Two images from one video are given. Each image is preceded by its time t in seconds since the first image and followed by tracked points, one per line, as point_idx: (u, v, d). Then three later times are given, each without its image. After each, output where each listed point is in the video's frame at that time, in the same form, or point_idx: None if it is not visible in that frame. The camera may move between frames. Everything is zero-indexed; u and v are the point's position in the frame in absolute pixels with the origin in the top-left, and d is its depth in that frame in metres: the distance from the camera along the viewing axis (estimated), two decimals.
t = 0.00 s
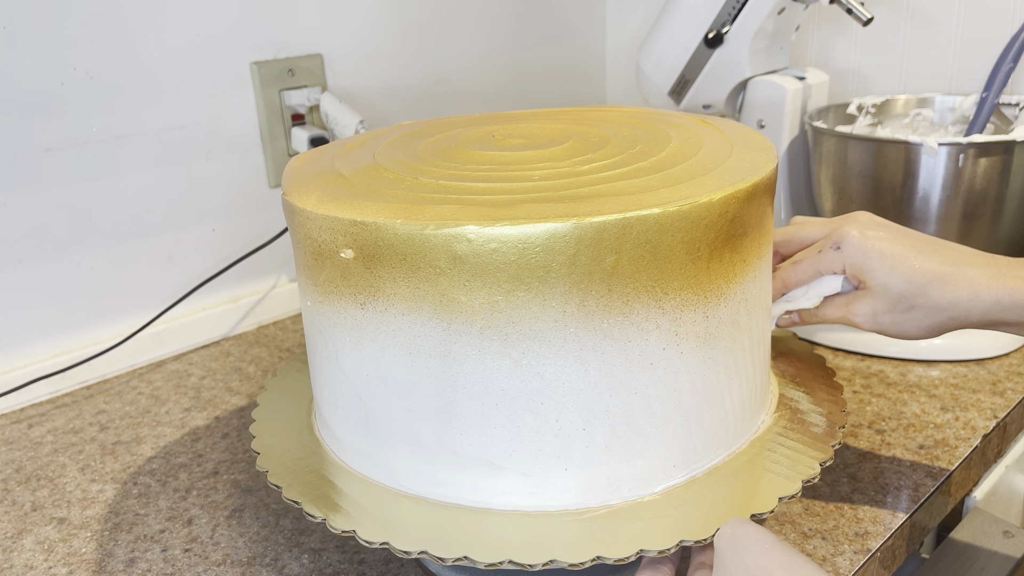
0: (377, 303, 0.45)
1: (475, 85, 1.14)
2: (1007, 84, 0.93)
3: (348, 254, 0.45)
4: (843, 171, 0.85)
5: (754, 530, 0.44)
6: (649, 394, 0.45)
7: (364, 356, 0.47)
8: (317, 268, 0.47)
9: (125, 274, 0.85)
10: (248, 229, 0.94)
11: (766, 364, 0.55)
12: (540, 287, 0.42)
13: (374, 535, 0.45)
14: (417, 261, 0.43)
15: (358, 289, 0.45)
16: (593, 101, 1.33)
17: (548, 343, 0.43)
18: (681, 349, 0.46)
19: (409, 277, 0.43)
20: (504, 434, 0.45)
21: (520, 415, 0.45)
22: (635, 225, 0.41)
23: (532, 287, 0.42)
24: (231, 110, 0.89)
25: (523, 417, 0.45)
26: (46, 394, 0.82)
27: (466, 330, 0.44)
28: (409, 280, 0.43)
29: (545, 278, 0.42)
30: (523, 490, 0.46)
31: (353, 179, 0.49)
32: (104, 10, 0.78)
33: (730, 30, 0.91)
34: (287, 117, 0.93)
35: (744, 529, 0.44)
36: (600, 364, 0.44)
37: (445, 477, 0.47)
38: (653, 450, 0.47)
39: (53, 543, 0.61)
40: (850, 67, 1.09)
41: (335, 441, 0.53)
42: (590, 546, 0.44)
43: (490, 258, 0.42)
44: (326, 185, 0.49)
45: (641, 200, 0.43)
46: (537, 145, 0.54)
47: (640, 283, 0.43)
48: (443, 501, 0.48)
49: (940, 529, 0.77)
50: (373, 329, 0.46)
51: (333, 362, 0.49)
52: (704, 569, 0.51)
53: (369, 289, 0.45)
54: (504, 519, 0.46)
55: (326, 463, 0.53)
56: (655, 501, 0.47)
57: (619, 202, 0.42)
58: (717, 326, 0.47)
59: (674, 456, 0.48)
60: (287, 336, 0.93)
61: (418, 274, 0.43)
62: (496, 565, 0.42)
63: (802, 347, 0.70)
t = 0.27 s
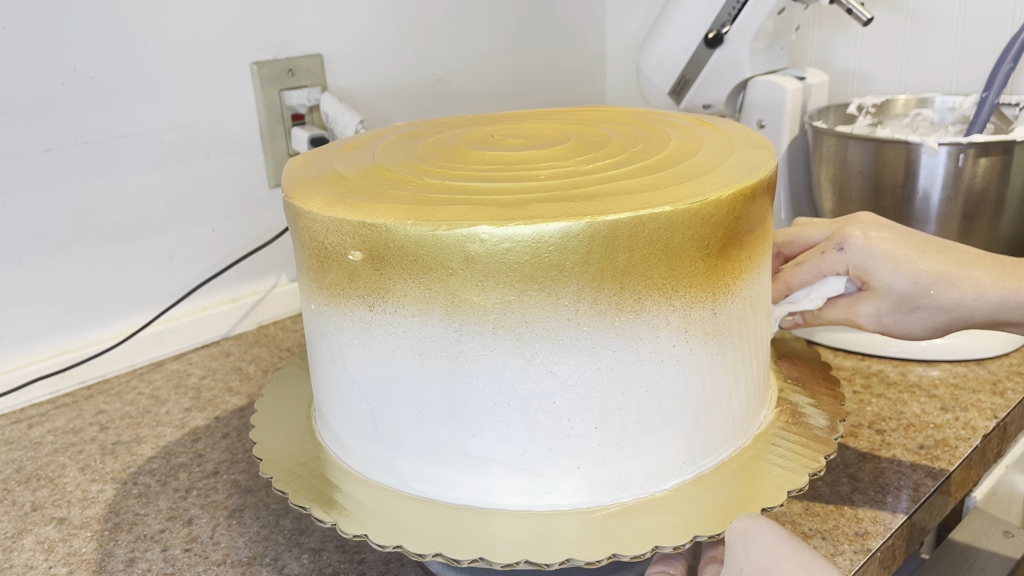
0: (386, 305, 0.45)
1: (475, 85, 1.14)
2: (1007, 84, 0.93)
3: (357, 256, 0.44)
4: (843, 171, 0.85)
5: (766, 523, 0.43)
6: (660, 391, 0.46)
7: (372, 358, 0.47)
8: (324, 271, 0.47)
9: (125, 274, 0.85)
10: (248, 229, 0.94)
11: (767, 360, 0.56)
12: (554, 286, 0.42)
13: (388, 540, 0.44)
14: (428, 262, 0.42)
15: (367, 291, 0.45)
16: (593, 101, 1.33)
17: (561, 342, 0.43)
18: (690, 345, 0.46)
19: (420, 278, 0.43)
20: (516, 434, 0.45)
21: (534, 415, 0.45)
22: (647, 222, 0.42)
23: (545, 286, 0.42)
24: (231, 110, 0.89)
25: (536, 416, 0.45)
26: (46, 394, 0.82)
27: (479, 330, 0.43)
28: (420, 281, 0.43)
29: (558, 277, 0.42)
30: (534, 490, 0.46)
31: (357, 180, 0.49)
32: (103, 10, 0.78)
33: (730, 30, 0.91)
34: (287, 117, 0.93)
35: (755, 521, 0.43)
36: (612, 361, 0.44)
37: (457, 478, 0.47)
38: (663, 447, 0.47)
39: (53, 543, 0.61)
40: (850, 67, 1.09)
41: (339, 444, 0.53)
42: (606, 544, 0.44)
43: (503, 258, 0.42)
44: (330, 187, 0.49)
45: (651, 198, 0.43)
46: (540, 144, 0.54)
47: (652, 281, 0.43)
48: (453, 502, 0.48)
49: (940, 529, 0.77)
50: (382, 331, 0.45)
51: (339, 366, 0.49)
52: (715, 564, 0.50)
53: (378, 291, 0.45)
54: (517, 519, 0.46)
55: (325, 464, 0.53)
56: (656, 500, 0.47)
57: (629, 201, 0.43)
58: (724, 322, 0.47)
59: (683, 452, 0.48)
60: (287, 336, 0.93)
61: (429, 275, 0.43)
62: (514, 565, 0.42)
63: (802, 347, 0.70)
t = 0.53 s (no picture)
0: (397, 307, 0.44)
1: (475, 85, 1.14)
2: (1007, 84, 0.93)
3: (368, 258, 0.44)
4: (843, 171, 0.85)
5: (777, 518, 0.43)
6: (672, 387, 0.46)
7: (383, 361, 0.46)
8: (332, 273, 0.46)
9: (125, 274, 0.85)
10: (248, 229, 0.94)
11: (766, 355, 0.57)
12: (568, 285, 0.42)
13: (403, 544, 0.44)
14: (442, 264, 0.42)
15: (377, 293, 0.45)
16: (593, 101, 1.33)
17: (576, 340, 0.43)
18: (700, 341, 0.47)
19: (433, 279, 0.43)
20: (530, 434, 0.45)
21: (548, 415, 0.45)
22: (660, 220, 0.42)
23: (559, 285, 0.42)
24: (231, 110, 0.89)
25: (550, 416, 0.45)
26: (46, 394, 0.82)
27: (493, 330, 0.43)
28: (434, 282, 0.43)
29: (571, 276, 0.42)
30: (546, 489, 0.46)
31: (363, 181, 0.49)
32: (103, 9, 0.78)
33: (730, 30, 0.91)
34: (287, 117, 0.93)
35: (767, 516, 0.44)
36: (626, 359, 0.44)
37: (469, 479, 0.47)
38: (673, 443, 0.47)
39: (53, 543, 0.61)
40: (850, 67, 1.09)
41: (343, 448, 0.52)
42: (622, 543, 0.44)
43: (517, 258, 0.41)
44: (334, 189, 0.48)
45: (662, 197, 0.43)
46: (541, 144, 0.54)
47: (664, 278, 0.44)
48: (464, 504, 0.47)
49: (940, 529, 0.77)
50: (393, 333, 0.45)
51: (347, 370, 0.48)
52: (726, 556, 0.50)
53: (389, 293, 0.44)
54: (530, 519, 0.46)
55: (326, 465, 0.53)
56: (657, 500, 0.47)
57: (640, 199, 0.43)
58: (732, 318, 0.48)
59: (692, 448, 0.48)
60: (287, 336, 0.93)
61: (443, 276, 0.43)
62: (532, 565, 0.42)
63: (801, 347, 0.70)
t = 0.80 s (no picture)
0: (410, 309, 0.44)
1: (475, 86, 1.14)
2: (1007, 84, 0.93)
3: (380, 260, 0.44)
4: (843, 171, 0.85)
5: (790, 509, 0.44)
6: (685, 382, 0.47)
7: (394, 364, 0.46)
8: (341, 276, 0.46)
9: (125, 273, 0.85)
10: (248, 229, 0.94)
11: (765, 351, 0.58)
12: (584, 284, 0.42)
13: (420, 547, 0.44)
14: (456, 265, 0.42)
15: (389, 296, 0.44)
16: (593, 102, 1.33)
17: (592, 339, 0.44)
18: (711, 337, 0.47)
19: (447, 279, 0.43)
20: (545, 434, 0.45)
21: (563, 414, 0.45)
22: (673, 217, 0.42)
23: (575, 284, 0.42)
24: (231, 110, 0.89)
25: (565, 415, 0.45)
26: (46, 394, 0.82)
27: (508, 330, 0.43)
28: (449, 283, 0.43)
29: (585, 274, 0.42)
30: (560, 489, 0.46)
31: (367, 181, 0.49)
32: (103, 9, 0.78)
33: (729, 30, 0.91)
34: (287, 117, 0.93)
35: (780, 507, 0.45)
36: (640, 356, 0.45)
37: (482, 480, 0.47)
38: (683, 439, 0.48)
39: (53, 543, 0.61)
40: (850, 67, 1.09)
41: (348, 452, 0.52)
42: (642, 541, 0.44)
43: (534, 257, 0.41)
44: (339, 191, 0.48)
45: (673, 195, 0.43)
46: (542, 144, 0.54)
47: (677, 276, 0.44)
48: (477, 505, 0.47)
49: (940, 530, 0.77)
50: (406, 336, 0.45)
51: (355, 374, 0.48)
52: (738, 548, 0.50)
53: (402, 295, 0.44)
54: (545, 519, 0.46)
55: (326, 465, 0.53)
56: (670, 496, 0.48)
57: (652, 196, 0.43)
58: (739, 314, 0.49)
59: (701, 443, 0.49)
60: (287, 337, 0.93)
61: (458, 277, 0.43)
62: (554, 564, 0.42)
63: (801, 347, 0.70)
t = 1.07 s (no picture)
0: (426, 310, 0.44)
1: (475, 86, 1.14)
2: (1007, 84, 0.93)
3: (393, 262, 0.43)
4: (843, 171, 0.85)
5: (802, 503, 0.44)
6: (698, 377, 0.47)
7: (407, 366, 0.45)
8: (353, 277, 0.45)
9: (125, 273, 0.85)
10: (248, 229, 0.94)
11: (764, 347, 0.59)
12: (600, 281, 0.43)
13: (440, 550, 0.43)
14: (473, 265, 0.42)
15: (403, 298, 0.44)
16: (593, 102, 1.33)
17: (609, 336, 0.44)
18: (721, 333, 0.48)
19: (463, 280, 0.42)
20: (561, 433, 0.45)
21: (580, 412, 0.45)
22: (687, 213, 0.43)
23: (592, 282, 0.42)
24: (231, 110, 0.89)
25: (582, 413, 0.45)
26: (46, 394, 0.82)
27: (526, 329, 0.43)
28: (465, 283, 0.43)
29: (601, 272, 0.42)
30: (575, 487, 0.46)
31: (371, 182, 0.49)
32: (103, 9, 0.78)
33: (730, 30, 0.91)
34: (287, 117, 0.93)
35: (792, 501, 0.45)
36: (654, 352, 0.45)
37: (495, 481, 0.47)
38: (694, 434, 0.48)
39: (53, 543, 0.61)
40: (850, 67, 1.09)
41: (354, 456, 0.51)
42: (661, 537, 0.44)
43: (552, 256, 0.41)
44: (344, 192, 0.47)
45: (684, 192, 0.44)
46: (543, 144, 0.54)
47: (690, 272, 0.45)
48: (491, 506, 0.47)
49: (940, 530, 0.77)
50: (420, 338, 0.44)
51: (365, 378, 0.47)
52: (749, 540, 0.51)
53: (417, 297, 0.44)
54: (561, 518, 0.46)
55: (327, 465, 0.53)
56: (683, 491, 0.48)
57: (665, 194, 0.43)
58: (745, 309, 0.49)
59: (710, 438, 0.49)
60: (287, 337, 0.93)
61: (474, 277, 0.42)
62: (577, 563, 0.42)
63: (801, 347, 0.70)
